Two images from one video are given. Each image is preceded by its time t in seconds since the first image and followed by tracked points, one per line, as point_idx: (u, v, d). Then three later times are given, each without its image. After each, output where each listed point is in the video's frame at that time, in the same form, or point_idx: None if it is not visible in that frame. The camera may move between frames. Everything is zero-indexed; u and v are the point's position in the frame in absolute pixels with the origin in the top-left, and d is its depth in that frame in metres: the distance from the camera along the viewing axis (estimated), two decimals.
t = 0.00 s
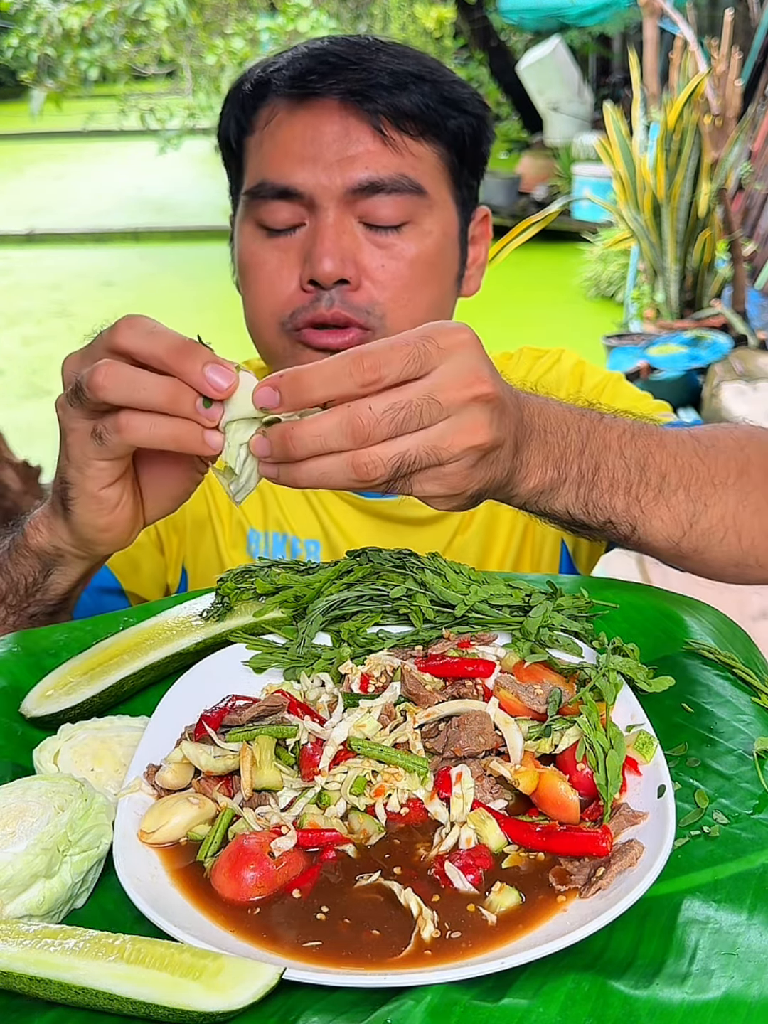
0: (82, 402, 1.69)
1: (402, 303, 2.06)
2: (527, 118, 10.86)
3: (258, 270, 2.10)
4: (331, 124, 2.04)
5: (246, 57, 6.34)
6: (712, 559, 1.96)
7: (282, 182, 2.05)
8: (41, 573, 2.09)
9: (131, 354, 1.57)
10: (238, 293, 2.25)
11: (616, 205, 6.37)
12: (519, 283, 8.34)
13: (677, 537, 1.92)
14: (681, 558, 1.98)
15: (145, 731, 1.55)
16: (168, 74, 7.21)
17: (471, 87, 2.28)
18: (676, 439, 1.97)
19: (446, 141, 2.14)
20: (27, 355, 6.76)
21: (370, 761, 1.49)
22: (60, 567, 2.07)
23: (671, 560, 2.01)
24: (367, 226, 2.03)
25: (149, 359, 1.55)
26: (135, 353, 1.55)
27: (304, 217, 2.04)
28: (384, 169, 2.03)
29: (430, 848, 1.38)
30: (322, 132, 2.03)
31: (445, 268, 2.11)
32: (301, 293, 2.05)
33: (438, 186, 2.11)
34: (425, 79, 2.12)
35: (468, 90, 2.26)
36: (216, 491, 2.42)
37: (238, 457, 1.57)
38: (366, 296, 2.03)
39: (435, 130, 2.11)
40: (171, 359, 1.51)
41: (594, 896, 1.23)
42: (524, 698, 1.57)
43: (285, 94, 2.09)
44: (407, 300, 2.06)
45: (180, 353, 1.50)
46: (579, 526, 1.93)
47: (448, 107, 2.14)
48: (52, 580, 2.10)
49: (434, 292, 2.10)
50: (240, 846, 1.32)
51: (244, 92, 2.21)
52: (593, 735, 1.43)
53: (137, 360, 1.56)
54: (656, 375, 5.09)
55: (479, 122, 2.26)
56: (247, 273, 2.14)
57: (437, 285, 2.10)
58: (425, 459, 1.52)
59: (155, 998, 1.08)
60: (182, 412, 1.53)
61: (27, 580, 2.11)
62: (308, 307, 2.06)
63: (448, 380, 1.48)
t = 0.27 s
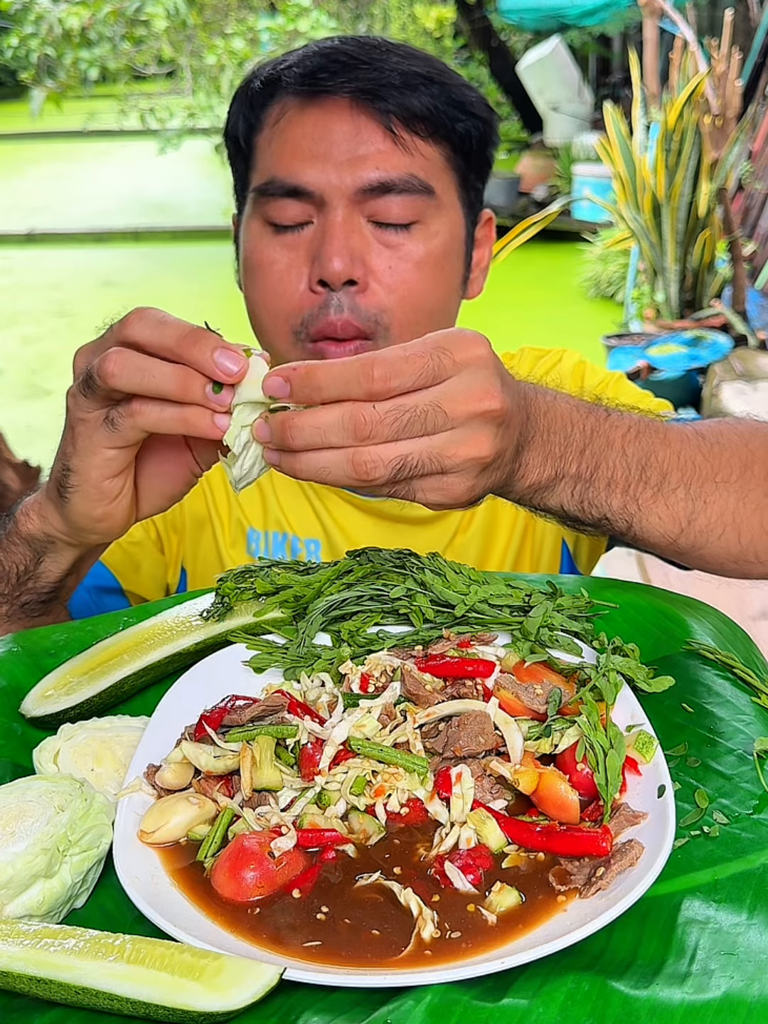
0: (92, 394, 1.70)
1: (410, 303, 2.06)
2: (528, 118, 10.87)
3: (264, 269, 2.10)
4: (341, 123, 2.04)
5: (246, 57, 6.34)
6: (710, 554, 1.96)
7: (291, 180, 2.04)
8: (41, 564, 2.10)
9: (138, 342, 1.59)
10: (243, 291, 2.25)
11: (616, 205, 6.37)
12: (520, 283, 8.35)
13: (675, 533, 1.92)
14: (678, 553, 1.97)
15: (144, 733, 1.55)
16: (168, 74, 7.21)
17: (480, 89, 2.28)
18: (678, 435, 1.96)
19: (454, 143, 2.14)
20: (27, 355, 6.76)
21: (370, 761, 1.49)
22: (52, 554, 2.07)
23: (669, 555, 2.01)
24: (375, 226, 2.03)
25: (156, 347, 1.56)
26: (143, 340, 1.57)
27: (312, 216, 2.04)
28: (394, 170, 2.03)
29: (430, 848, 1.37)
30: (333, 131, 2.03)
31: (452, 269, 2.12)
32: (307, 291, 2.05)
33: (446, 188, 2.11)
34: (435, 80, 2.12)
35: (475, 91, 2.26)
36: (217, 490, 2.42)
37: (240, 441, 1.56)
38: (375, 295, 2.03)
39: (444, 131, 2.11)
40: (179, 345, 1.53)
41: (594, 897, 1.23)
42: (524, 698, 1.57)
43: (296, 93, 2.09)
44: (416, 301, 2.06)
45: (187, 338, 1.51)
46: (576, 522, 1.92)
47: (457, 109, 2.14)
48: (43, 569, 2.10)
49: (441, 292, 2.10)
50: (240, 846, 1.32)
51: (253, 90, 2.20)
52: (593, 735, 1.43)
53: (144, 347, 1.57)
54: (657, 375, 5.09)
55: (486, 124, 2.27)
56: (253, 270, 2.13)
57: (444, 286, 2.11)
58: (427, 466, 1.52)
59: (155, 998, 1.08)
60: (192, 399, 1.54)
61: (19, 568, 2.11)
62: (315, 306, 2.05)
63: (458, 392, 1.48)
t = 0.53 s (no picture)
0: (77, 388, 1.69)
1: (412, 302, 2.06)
2: (528, 118, 10.87)
3: (267, 268, 2.10)
4: (345, 124, 2.04)
5: (246, 57, 6.34)
6: (697, 548, 1.98)
7: (295, 181, 2.04)
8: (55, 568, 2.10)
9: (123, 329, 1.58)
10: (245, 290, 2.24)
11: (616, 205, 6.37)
12: (520, 283, 8.35)
13: (663, 528, 1.93)
14: (665, 544, 1.99)
15: (144, 734, 1.55)
16: (168, 74, 7.21)
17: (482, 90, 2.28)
18: (675, 433, 1.95)
19: (458, 143, 2.14)
20: (27, 355, 6.76)
21: (370, 761, 1.49)
22: (70, 558, 2.07)
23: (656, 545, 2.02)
24: (379, 226, 2.03)
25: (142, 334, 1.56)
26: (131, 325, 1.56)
27: (316, 217, 2.04)
28: (398, 172, 2.04)
29: (430, 848, 1.38)
30: (337, 131, 2.03)
31: (455, 270, 2.12)
32: (310, 291, 2.05)
33: (448, 189, 2.11)
34: (437, 81, 2.12)
35: (478, 92, 2.26)
36: (217, 491, 2.43)
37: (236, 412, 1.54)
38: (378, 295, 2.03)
39: (448, 132, 2.11)
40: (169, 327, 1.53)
41: (594, 896, 1.23)
42: (524, 698, 1.57)
43: (299, 94, 2.09)
44: (419, 301, 2.07)
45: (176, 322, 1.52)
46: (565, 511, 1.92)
47: (461, 109, 2.14)
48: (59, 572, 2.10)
49: (444, 293, 2.11)
50: (240, 846, 1.32)
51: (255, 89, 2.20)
52: (593, 735, 1.43)
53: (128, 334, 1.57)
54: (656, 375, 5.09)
55: (489, 126, 2.27)
56: (256, 270, 2.13)
57: (446, 287, 2.11)
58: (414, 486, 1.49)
59: (155, 998, 1.09)
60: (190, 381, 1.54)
61: (36, 575, 2.11)
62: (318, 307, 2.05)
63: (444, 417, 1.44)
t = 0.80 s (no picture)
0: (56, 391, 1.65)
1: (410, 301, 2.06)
2: (528, 118, 10.87)
3: (265, 266, 2.10)
4: (343, 124, 2.04)
5: (246, 57, 6.34)
6: (693, 540, 1.96)
7: (292, 181, 2.04)
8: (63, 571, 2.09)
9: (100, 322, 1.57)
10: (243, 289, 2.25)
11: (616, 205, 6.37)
12: (520, 283, 8.34)
13: (658, 517, 1.92)
14: (662, 535, 1.97)
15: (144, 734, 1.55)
16: (168, 74, 7.21)
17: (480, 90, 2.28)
18: (668, 421, 1.95)
19: (455, 143, 2.14)
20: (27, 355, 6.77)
21: (370, 761, 1.48)
22: (77, 558, 2.07)
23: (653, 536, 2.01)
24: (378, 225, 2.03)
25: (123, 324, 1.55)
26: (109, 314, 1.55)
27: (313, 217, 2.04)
28: (397, 172, 2.04)
29: (430, 848, 1.38)
30: (335, 131, 2.03)
31: (452, 270, 2.12)
32: (309, 290, 2.04)
33: (445, 189, 2.11)
34: (435, 81, 2.13)
35: (476, 92, 2.26)
36: (217, 491, 2.43)
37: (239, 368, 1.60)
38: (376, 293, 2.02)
39: (445, 132, 2.12)
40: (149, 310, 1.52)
41: (594, 897, 1.23)
42: (524, 698, 1.57)
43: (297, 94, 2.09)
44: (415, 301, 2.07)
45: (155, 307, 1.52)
46: (559, 496, 1.92)
47: (457, 109, 2.15)
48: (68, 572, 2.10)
49: (441, 292, 2.11)
50: (240, 846, 1.32)
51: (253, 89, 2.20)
52: (593, 735, 1.43)
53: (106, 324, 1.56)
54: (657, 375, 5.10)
55: (486, 126, 2.27)
56: (255, 268, 2.13)
57: (443, 287, 2.11)
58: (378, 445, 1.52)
59: (155, 998, 1.09)
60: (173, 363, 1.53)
61: (43, 579, 2.10)
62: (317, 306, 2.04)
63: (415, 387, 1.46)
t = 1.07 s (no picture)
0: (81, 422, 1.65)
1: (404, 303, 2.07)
2: (527, 118, 10.88)
3: (261, 269, 2.11)
4: (336, 126, 2.04)
5: (246, 57, 6.34)
6: (698, 540, 1.95)
7: (285, 185, 2.04)
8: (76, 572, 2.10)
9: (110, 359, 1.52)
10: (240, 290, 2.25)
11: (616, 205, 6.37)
12: (520, 283, 8.34)
13: (661, 516, 1.91)
14: (667, 538, 1.95)
15: (143, 734, 1.55)
16: (168, 74, 7.21)
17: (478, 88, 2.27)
18: (657, 418, 1.97)
19: (451, 143, 2.14)
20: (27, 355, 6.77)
21: (370, 761, 1.49)
22: (91, 556, 2.07)
23: (659, 541, 1.99)
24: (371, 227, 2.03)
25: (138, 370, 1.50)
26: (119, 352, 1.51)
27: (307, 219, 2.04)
28: (391, 174, 2.03)
29: (430, 848, 1.38)
30: (329, 133, 2.03)
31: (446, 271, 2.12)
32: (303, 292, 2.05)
33: (441, 190, 2.11)
34: (429, 82, 2.12)
35: (473, 90, 2.26)
36: (216, 491, 2.43)
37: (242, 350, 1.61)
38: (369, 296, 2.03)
39: (440, 133, 2.11)
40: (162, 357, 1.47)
41: (594, 896, 1.23)
42: (524, 698, 1.57)
43: (291, 96, 2.08)
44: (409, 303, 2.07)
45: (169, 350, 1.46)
46: (560, 500, 1.91)
47: (453, 109, 2.14)
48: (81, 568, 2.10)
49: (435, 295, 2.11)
50: (240, 846, 1.32)
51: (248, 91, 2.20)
52: (593, 735, 1.43)
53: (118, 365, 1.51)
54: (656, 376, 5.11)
55: (483, 124, 2.26)
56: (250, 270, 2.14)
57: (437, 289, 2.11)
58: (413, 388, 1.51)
59: (155, 999, 1.09)
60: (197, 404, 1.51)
61: (58, 579, 2.10)
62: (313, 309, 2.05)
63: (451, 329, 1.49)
